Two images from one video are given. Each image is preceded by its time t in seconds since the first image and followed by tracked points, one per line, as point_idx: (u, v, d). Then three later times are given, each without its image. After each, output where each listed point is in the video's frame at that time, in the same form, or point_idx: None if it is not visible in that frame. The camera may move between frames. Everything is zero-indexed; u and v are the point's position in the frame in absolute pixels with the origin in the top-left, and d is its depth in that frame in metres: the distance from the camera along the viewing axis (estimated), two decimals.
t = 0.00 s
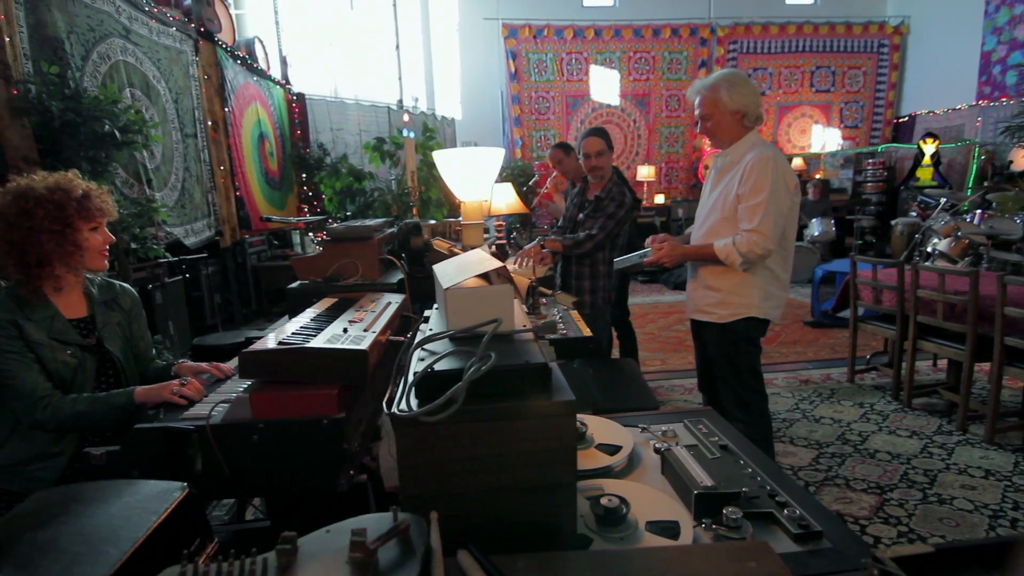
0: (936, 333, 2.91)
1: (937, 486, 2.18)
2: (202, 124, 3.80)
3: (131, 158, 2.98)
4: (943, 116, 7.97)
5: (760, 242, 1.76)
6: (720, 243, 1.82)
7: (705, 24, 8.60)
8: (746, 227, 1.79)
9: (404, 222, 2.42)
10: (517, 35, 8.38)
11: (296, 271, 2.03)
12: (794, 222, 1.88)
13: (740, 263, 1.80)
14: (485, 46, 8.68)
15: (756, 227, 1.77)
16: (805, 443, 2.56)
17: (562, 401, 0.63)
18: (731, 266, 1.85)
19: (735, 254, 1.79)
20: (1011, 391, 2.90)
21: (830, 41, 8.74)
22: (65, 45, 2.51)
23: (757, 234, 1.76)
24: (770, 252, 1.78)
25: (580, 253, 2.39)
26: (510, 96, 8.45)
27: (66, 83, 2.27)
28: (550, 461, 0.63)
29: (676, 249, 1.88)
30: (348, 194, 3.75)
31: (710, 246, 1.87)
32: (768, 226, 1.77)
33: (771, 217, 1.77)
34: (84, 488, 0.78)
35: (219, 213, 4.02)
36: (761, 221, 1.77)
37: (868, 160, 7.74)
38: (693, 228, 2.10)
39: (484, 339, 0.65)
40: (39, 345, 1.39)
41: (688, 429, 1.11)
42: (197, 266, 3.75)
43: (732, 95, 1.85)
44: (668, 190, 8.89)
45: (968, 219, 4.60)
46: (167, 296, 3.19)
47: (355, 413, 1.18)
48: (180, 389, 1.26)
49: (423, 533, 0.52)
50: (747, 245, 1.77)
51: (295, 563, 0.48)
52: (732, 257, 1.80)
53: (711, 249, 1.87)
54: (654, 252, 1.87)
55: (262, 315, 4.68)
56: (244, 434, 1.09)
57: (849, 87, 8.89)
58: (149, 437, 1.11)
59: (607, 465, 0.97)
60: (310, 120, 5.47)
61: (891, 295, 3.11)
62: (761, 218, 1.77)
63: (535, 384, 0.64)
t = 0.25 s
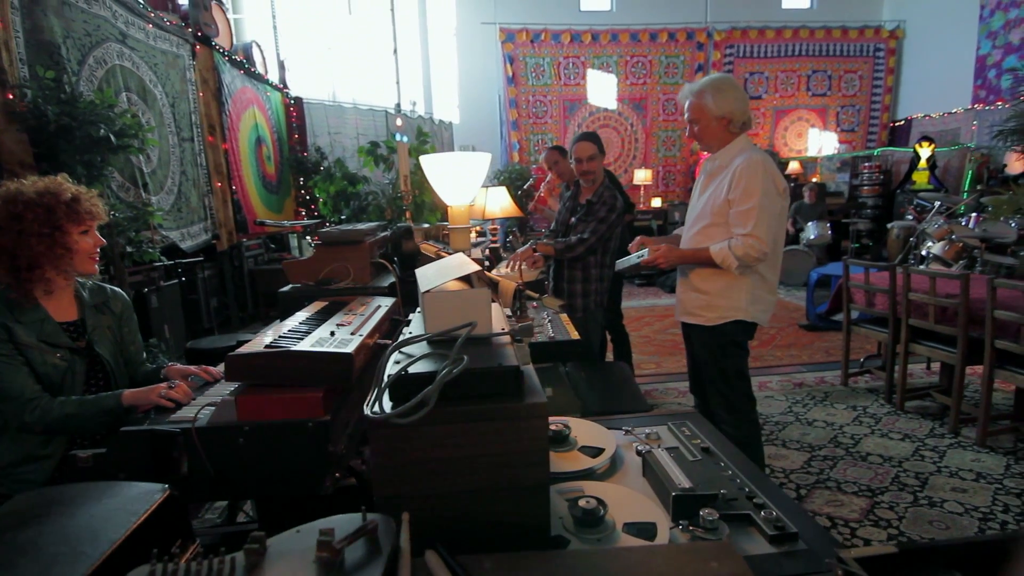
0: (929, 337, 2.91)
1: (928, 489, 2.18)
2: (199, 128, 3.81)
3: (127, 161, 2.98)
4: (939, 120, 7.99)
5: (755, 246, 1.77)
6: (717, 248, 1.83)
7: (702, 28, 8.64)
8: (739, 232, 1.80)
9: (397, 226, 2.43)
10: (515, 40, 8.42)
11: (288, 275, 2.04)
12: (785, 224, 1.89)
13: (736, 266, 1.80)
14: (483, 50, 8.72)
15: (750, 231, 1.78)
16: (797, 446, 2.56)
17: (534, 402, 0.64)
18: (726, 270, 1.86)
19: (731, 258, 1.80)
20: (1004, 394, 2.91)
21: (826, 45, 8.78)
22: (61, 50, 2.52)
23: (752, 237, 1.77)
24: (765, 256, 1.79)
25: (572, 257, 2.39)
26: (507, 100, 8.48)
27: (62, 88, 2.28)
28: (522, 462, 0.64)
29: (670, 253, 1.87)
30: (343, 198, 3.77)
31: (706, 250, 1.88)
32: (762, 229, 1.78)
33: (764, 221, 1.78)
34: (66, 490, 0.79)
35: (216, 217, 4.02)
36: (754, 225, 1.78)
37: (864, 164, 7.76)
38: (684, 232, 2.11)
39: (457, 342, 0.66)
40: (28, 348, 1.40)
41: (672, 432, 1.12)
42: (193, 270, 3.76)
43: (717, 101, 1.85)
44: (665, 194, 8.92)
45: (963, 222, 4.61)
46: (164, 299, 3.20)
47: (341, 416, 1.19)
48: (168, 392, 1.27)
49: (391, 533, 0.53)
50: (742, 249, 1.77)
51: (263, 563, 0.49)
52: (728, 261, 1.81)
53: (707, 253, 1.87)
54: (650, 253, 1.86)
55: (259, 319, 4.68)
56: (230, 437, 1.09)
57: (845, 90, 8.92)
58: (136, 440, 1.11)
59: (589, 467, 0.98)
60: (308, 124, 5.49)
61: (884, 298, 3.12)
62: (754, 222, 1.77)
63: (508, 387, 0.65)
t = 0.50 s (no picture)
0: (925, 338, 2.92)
1: (922, 489, 2.19)
2: (199, 127, 3.82)
3: (127, 161, 2.99)
4: (939, 122, 7.99)
5: (750, 246, 1.77)
6: (711, 249, 1.84)
7: (702, 29, 8.64)
8: (734, 232, 1.80)
9: (394, 226, 2.44)
10: (515, 40, 8.43)
11: (284, 274, 2.04)
12: (780, 226, 1.89)
13: (730, 267, 1.81)
14: (483, 51, 8.71)
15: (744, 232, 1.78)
16: (792, 447, 2.57)
17: (517, 400, 0.65)
18: (720, 271, 1.86)
19: (726, 259, 1.81)
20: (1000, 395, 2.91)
21: (826, 47, 8.78)
22: (61, 50, 2.53)
23: (747, 238, 1.77)
24: (760, 256, 1.79)
25: (569, 257, 2.39)
26: (508, 100, 8.48)
27: (62, 87, 2.29)
28: (505, 459, 0.65)
29: (666, 256, 1.89)
30: (340, 198, 3.78)
31: (701, 251, 1.88)
32: (757, 230, 1.78)
33: (759, 221, 1.78)
34: (58, 486, 0.79)
35: (216, 216, 4.02)
36: (749, 226, 1.78)
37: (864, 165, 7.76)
38: (680, 233, 2.11)
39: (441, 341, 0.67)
40: (24, 346, 1.40)
41: (662, 431, 1.12)
42: (192, 269, 3.76)
43: (712, 103, 1.86)
44: (665, 195, 8.92)
45: (961, 224, 4.61)
46: (162, 298, 3.21)
47: (333, 414, 1.19)
48: (162, 390, 1.28)
49: (372, 528, 0.53)
50: (737, 250, 1.78)
51: (245, 557, 0.50)
52: (722, 262, 1.82)
53: (702, 254, 1.88)
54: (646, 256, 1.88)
55: (258, 318, 4.68)
56: (222, 435, 1.10)
57: (845, 92, 8.92)
58: (128, 438, 1.12)
59: (578, 466, 0.98)
60: (308, 125, 5.50)
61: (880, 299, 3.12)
62: (749, 223, 1.78)
63: (492, 385, 0.66)
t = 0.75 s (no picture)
0: (917, 337, 2.93)
1: (914, 488, 2.20)
2: (194, 129, 3.82)
3: (122, 163, 2.99)
4: (934, 122, 8.03)
5: (739, 247, 1.78)
6: (700, 249, 1.85)
7: (698, 30, 8.67)
8: (724, 233, 1.81)
9: (388, 227, 2.44)
10: (512, 41, 8.44)
11: (277, 276, 2.05)
12: (770, 227, 1.90)
13: (719, 267, 1.82)
14: (479, 52, 8.71)
15: (733, 232, 1.79)
16: (785, 446, 2.58)
17: (500, 400, 0.65)
18: (709, 270, 1.87)
19: (714, 259, 1.82)
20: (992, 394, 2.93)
21: (822, 48, 8.81)
22: (55, 53, 2.52)
23: (736, 239, 1.78)
24: (749, 257, 1.81)
25: (562, 256, 2.40)
26: (504, 101, 8.49)
27: (56, 90, 2.29)
28: (487, 459, 0.65)
29: (656, 256, 1.91)
30: (334, 200, 3.78)
31: (691, 251, 1.90)
32: (746, 231, 1.79)
33: (748, 222, 1.79)
34: (46, 487, 0.80)
35: (211, 218, 4.02)
36: (738, 227, 1.79)
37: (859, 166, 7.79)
38: (672, 233, 2.12)
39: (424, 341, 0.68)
40: (15, 348, 1.41)
41: (650, 431, 1.13)
42: (188, 271, 3.76)
43: (707, 104, 1.88)
44: (661, 196, 8.95)
45: (955, 224, 4.64)
46: (158, 301, 3.21)
47: (322, 416, 1.19)
48: (154, 392, 1.28)
49: (352, 526, 0.54)
50: (726, 250, 1.79)
51: (225, 556, 0.51)
52: (711, 262, 1.83)
53: (692, 255, 1.89)
54: (636, 256, 1.90)
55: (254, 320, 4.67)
56: (212, 437, 1.10)
57: (841, 92, 8.96)
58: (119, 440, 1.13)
59: (566, 466, 0.99)
60: (304, 126, 5.49)
61: (873, 299, 3.13)
62: (738, 224, 1.79)
63: (474, 385, 0.67)
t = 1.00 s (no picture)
0: (909, 335, 2.95)
1: (905, 484, 2.21)
2: (188, 128, 3.80)
3: (115, 162, 2.98)
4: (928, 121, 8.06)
5: (728, 246, 1.79)
6: (690, 247, 1.86)
7: (693, 30, 8.68)
8: (714, 231, 1.82)
9: (382, 226, 2.44)
10: (507, 40, 8.42)
11: (270, 275, 2.05)
12: (760, 226, 1.91)
13: (708, 266, 1.83)
14: (475, 51, 8.69)
15: (723, 231, 1.80)
16: (778, 444, 2.59)
17: (486, 397, 0.66)
18: (699, 269, 1.88)
19: (704, 257, 1.83)
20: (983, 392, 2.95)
21: (816, 47, 8.84)
22: (47, 51, 2.51)
23: (726, 237, 1.79)
24: (739, 256, 1.81)
25: (555, 255, 2.40)
26: (499, 100, 8.48)
27: (48, 88, 2.28)
28: (474, 456, 0.66)
29: (646, 253, 1.93)
30: (328, 199, 3.78)
31: (681, 250, 1.91)
32: (736, 229, 1.80)
33: (738, 221, 1.80)
34: (36, 484, 0.80)
35: (206, 217, 4.01)
36: (728, 225, 1.80)
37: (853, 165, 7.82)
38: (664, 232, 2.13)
39: (410, 338, 0.68)
40: (7, 348, 1.41)
41: (640, 428, 1.14)
42: (182, 270, 3.75)
43: (698, 104, 1.88)
44: (657, 195, 8.96)
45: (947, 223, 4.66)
46: (151, 300, 3.20)
47: (314, 414, 1.19)
48: (145, 391, 1.27)
49: (338, 521, 0.55)
50: (716, 248, 1.80)
51: (210, 551, 0.51)
52: (700, 260, 1.84)
53: (682, 253, 1.90)
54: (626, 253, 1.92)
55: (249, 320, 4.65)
56: (203, 435, 1.10)
57: (835, 92, 8.99)
58: (110, 438, 1.13)
59: (556, 463, 0.99)
60: (299, 125, 5.48)
61: (865, 297, 3.15)
62: (728, 223, 1.80)
63: (460, 382, 0.67)
